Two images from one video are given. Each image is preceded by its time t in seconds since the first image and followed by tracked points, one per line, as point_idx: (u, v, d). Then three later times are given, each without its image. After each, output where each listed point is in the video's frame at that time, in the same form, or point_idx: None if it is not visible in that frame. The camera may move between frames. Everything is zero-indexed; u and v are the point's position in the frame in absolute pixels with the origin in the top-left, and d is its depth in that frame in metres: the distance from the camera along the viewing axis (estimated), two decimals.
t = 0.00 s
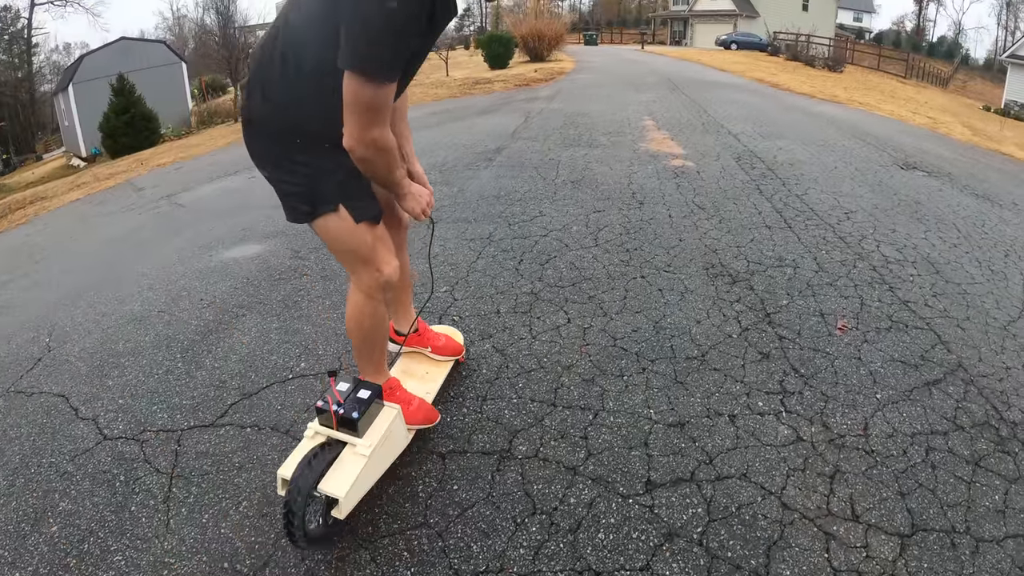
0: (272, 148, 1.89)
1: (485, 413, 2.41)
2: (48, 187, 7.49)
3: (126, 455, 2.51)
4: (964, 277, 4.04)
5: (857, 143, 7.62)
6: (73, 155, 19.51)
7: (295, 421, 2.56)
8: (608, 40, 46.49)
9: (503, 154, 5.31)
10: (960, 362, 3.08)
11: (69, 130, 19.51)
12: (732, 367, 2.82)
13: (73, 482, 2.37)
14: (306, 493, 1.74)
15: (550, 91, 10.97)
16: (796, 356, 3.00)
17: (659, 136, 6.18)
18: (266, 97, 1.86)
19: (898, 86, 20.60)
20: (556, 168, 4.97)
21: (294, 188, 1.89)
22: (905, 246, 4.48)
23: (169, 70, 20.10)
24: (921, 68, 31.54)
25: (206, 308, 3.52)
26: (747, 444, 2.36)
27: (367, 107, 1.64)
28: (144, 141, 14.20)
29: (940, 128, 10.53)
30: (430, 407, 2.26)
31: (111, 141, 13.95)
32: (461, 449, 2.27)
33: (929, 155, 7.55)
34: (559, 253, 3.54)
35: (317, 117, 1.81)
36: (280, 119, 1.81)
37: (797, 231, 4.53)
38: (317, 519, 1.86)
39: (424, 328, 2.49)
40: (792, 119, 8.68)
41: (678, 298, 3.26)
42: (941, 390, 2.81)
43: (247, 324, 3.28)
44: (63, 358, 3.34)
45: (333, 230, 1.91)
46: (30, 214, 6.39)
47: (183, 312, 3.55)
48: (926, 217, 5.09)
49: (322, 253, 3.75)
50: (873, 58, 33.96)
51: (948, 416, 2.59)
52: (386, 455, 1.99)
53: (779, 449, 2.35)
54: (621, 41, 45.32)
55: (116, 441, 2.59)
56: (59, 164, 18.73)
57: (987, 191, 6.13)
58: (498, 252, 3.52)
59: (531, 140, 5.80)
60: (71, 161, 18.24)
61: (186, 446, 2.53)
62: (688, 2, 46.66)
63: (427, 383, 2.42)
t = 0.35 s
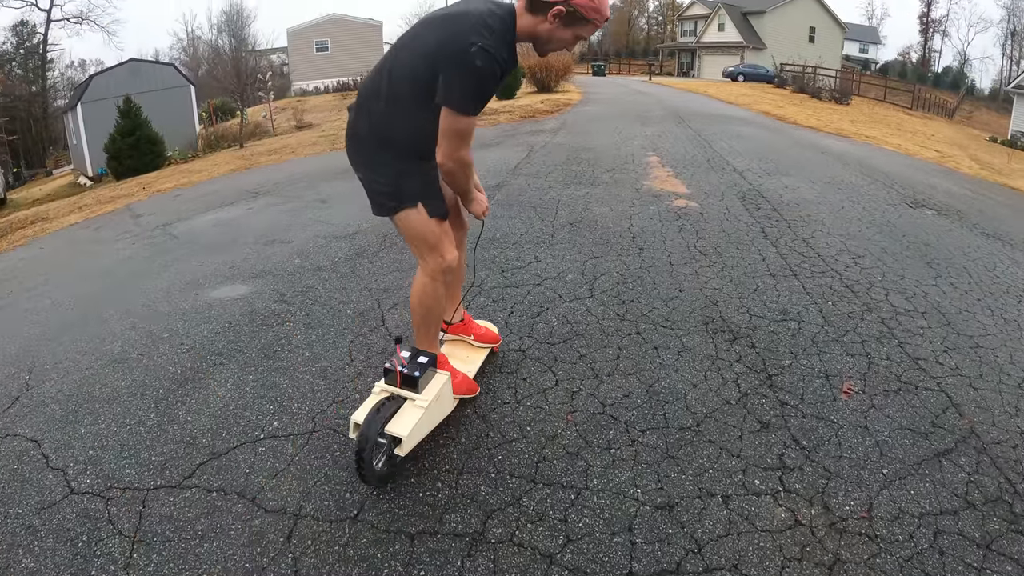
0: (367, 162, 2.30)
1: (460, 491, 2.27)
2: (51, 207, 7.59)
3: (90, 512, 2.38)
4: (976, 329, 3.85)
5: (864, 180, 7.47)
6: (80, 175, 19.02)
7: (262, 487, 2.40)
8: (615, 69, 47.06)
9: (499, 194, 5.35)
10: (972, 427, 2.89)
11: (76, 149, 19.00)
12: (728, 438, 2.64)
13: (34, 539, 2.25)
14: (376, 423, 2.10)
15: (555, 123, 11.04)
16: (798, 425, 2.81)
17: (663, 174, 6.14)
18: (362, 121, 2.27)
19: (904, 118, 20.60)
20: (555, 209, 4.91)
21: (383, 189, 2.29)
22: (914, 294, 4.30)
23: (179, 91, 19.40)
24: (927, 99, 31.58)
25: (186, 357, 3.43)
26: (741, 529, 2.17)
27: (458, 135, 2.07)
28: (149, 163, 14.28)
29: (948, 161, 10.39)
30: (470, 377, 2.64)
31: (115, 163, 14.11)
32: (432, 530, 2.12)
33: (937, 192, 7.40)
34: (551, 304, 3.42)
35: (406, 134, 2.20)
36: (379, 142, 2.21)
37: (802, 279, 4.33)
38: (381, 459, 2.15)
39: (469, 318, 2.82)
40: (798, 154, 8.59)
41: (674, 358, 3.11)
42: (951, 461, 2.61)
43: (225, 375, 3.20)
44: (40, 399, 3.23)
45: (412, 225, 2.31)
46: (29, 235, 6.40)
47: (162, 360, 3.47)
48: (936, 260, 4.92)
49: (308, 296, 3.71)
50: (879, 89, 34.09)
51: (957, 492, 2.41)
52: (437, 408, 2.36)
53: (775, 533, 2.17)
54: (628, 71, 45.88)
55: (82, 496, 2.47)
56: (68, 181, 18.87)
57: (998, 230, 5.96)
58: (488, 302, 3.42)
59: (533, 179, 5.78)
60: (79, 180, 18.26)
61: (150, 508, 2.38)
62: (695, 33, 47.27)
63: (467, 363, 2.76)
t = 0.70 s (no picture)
0: (440, 169, 2.93)
1: (430, 564, 2.11)
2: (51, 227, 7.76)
3: (50, 568, 2.25)
4: (990, 372, 3.60)
5: (872, 210, 7.28)
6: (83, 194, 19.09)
7: (225, 550, 2.26)
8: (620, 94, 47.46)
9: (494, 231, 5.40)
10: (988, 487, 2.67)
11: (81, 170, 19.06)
12: (723, 506, 2.44)
13: None
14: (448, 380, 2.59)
15: (557, 151, 11.09)
16: (800, 490, 2.59)
17: (665, 207, 6.11)
18: (440, 138, 2.92)
19: (909, 144, 20.48)
20: (552, 246, 4.90)
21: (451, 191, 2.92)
22: (924, 335, 4.05)
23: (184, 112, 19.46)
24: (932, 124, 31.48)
25: (164, 401, 3.33)
26: None
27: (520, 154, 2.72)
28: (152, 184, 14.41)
29: (954, 188, 10.20)
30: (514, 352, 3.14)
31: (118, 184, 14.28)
32: None
33: (945, 221, 7.21)
34: (541, 352, 3.31)
35: (475, 150, 2.87)
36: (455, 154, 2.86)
37: (808, 321, 4.06)
38: (444, 413, 2.62)
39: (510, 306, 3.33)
40: (803, 183, 8.45)
41: (669, 414, 2.93)
42: (963, 528, 2.42)
43: (198, 424, 3.09)
44: (12, 439, 3.12)
45: (472, 220, 2.93)
46: (25, 256, 6.41)
47: (139, 403, 3.36)
48: (946, 295, 4.71)
49: (291, 336, 3.68)
50: (883, 115, 34.09)
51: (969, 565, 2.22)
52: (490, 374, 2.84)
53: None
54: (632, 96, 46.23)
55: (43, 549, 2.34)
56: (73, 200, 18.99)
57: (1009, 261, 5.76)
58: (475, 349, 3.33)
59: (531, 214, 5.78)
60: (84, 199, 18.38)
61: (111, 566, 2.25)
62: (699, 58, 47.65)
63: (509, 343, 3.22)
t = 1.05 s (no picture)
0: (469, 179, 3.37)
1: None
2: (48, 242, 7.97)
3: None
4: (990, 403, 3.34)
5: (871, 229, 7.12)
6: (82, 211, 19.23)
7: None
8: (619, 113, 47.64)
9: (477, 256, 5.47)
10: (986, 533, 2.41)
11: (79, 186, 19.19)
12: (693, 560, 2.23)
13: None
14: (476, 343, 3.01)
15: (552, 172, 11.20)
16: (779, 539, 2.35)
17: (658, 230, 6.12)
18: (469, 153, 3.38)
19: (908, 159, 20.40)
20: (537, 269, 4.95)
21: (477, 196, 3.34)
22: (922, 362, 3.77)
23: (179, 131, 19.46)
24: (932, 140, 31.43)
25: (129, 430, 3.23)
26: None
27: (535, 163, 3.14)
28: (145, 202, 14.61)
29: (954, 204, 10.03)
30: (533, 331, 3.60)
31: (112, 203, 14.43)
32: None
33: (943, 238, 7.06)
34: (514, 385, 3.21)
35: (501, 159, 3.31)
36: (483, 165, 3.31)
37: (798, 349, 3.76)
38: (472, 375, 3.05)
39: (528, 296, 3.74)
40: (800, 202, 8.35)
41: (643, 455, 2.75)
42: None
43: (159, 455, 2.99)
44: None
45: (495, 220, 3.34)
46: (13, 274, 6.45)
47: (105, 430, 3.27)
48: (945, 319, 4.49)
49: (261, 366, 3.69)
50: (883, 131, 34.09)
51: None
52: (512, 344, 3.28)
53: None
54: (632, 114, 46.43)
55: None
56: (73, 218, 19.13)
57: (1010, 279, 5.59)
58: (446, 382, 3.28)
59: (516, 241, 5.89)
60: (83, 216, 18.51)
61: None
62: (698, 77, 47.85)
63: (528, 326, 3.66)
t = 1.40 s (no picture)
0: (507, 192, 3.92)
1: None
2: (42, 266, 8.08)
3: None
4: (990, 434, 3.20)
5: (868, 249, 7.05)
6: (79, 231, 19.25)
7: None
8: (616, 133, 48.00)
9: (465, 284, 5.49)
10: None
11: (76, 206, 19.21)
12: None
13: None
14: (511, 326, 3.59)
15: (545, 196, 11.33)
16: None
17: (652, 258, 6.12)
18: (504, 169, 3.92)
19: (904, 176, 20.46)
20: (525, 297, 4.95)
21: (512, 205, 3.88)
22: (920, 390, 3.62)
23: (174, 152, 19.64)
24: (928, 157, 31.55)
25: (104, 463, 3.13)
26: None
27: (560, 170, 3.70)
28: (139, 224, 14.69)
29: (950, 221, 9.98)
30: (557, 319, 4.15)
31: (106, 224, 14.54)
32: None
33: (940, 257, 6.99)
34: (496, 422, 3.13)
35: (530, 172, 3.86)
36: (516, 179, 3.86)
37: (792, 379, 3.61)
38: (508, 353, 3.61)
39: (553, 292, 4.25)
40: (796, 223, 8.32)
41: (626, 496, 2.61)
42: None
43: (133, 490, 2.88)
44: None
45: (528, 226, 3.87)
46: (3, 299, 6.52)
47: (81, 462, 3.17)
48: (943, 343, 4.38)
49: (240, 399, 3.65)
50: (878, 148, 34.26)
51: None
52: (540, 328, 3.83)
53: None
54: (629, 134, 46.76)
55: None
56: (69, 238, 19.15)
57: (1009, 298, 5.50)
58: (426, 418, 3.22)
59: (505, 268, 5.91)
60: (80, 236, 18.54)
61: None
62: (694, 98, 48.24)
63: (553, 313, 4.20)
